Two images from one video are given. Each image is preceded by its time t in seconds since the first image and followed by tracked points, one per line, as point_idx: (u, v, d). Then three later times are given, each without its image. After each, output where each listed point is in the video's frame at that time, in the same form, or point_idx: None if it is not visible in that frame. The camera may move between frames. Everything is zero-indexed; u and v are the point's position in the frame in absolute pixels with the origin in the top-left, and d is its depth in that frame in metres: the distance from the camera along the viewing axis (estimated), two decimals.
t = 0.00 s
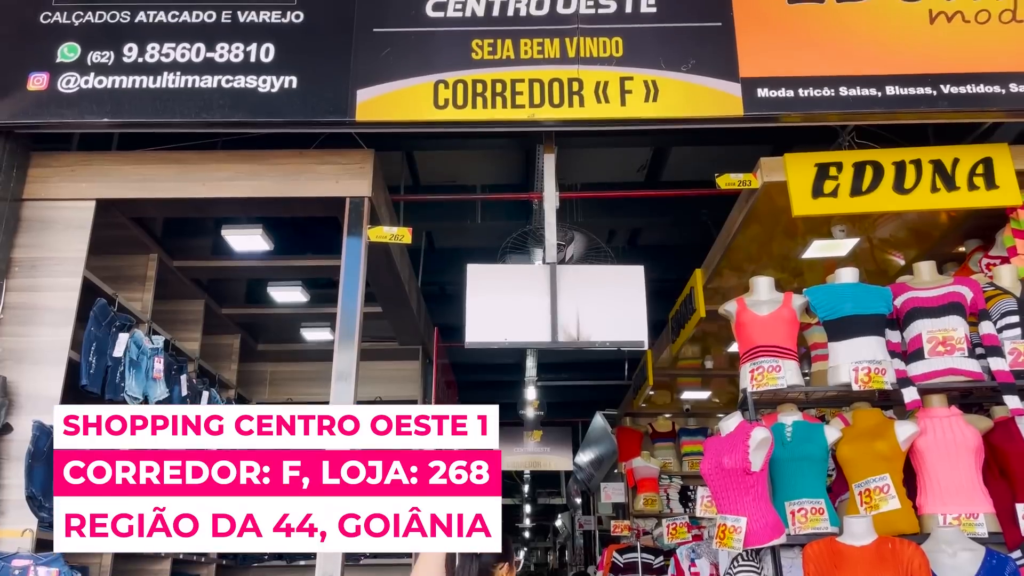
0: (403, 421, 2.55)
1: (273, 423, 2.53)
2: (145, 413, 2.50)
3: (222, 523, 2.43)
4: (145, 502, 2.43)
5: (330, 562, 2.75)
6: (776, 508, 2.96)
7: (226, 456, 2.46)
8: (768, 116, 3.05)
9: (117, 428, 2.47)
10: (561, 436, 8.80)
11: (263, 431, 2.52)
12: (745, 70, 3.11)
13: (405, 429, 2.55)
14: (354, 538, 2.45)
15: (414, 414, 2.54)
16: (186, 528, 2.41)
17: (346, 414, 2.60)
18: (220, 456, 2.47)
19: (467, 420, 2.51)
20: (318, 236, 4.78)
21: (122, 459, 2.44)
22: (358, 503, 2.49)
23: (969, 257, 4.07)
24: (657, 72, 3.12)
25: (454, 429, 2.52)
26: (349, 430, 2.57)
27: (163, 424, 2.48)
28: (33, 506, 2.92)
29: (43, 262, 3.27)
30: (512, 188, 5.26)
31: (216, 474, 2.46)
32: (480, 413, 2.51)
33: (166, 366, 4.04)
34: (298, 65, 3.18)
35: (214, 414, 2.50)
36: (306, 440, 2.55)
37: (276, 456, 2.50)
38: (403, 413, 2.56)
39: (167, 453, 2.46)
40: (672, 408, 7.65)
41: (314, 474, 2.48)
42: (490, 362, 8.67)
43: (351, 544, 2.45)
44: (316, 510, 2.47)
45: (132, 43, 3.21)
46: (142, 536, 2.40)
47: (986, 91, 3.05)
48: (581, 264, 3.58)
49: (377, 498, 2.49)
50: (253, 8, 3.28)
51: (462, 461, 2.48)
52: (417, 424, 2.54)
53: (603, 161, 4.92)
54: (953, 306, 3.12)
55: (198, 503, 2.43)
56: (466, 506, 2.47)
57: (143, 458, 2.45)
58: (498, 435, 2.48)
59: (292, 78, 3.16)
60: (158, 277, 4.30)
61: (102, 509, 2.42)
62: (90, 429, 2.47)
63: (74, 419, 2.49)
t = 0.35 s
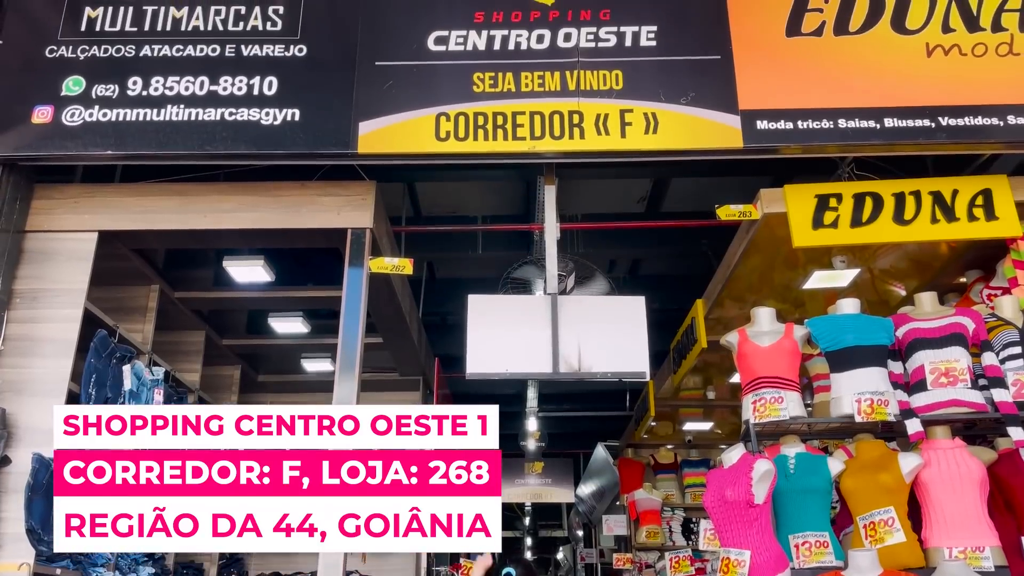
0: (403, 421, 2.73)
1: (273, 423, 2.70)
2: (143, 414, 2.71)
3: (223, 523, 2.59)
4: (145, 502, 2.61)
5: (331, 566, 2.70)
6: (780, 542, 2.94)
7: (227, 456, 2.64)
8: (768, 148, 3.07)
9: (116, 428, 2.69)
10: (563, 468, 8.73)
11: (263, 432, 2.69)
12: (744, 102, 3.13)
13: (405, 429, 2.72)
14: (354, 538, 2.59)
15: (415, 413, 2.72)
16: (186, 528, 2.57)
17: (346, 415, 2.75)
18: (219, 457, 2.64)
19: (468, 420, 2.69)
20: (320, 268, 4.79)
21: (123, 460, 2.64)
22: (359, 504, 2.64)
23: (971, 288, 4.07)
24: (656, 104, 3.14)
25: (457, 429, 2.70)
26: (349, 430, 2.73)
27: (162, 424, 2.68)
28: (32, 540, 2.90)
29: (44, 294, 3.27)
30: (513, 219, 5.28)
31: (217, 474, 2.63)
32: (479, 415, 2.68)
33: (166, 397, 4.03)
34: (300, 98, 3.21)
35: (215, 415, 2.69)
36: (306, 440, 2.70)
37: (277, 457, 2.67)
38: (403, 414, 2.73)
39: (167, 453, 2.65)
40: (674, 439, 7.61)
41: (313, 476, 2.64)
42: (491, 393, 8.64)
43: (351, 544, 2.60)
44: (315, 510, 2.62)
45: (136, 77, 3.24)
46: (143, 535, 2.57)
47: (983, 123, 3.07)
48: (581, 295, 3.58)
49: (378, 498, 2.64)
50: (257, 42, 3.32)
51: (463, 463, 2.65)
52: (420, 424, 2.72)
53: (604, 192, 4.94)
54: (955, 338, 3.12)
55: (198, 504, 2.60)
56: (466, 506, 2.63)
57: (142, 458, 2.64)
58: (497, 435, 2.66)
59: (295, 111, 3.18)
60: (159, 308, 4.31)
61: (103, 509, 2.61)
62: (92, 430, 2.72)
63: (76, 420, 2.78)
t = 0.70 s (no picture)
0: (403, 420, 2.73)
1: (273, 423, 2.71)
2: (144, 414, 2.72)
3: (223, 523, 2.59)
4: (145, 502, 2.61)
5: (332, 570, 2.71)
6: (780, 558, 2.93)
7: (227, 456, 2.65)
8: (766, 164, 3.09)
9: (116, 428, 2.70)
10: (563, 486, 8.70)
11: (263, 432, 2.70)
12: (742, 120, 3.15)
13: (405, 429, 2.72)
14: (354, 538, 2.58)
15: (413, 412, 2.73)
16: (186, 528, 2.57)
17: (346, 414, 2.75)
18: (220, 457, 2.65)
19: (468, 419, 2.70)
20: (321, 285, 4.80)
21: (123, 460, 2.65)
22: (361, 503, 2.63)
23: (970, 304, 4.07)
24: (655, 121, 3.16)
25: (457, 428, 2.71)
26: (349, 430, 2.73)
27: (161, 424, 2.69)
28: (31, 557, 2.89)
29: (45, 311, 3.28)
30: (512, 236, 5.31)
31: (217, 474, 2.63)
32: (480, 415, 2.70)
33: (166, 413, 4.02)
34: (302, 116, 3.23)
35: (214, 415, 2.69)
36: (306, 440, 2.70)
37: (277, 457, 2.67)
38: (404, 413, 2.73)
39: (167, 453, 2.65)
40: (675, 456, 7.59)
41: (313, 476, 2.64)
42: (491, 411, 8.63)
43: (351, 544, 2.58)
44: (315, 510, 2.61)
45: (139, 94, 3.27)
46: (142, 535, 2.57)
47: (980, 140, 3.09)
48: (581, 311, 3.59)
49: (378, 498, 2.63)
50: (259, 60, 3.35)
51: (463, 463, 2.65)
52: (420, 424, 2.72)
53: (603, 209, 4.97)
54: (954, 354, 3.12)
55: (198, 504, 2.60)
56: (466, 506, 2.62)
57: (143, 458, 2.65)
58: (497, 435, 2.67)
59: (296, 128, 3.21)
60: (159, 326, 4.31)
61: (103, 509, 2.62)
62: (92, 430, 2.73)
63: (76, 420, 2.78)
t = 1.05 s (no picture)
0: (403, 420, 2.75)
1: (273, 423, 2.74)
2: (143, 414, 2.75)
3: (223, 523, 2.61)
4: (145, 502, 2.63)
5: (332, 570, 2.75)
6: (777, 555, 2.95)
7: (227, 456, 2.68)
8: (764, 164, 3.11)
9: (116, 428, 2.71)
10: (562, 488, 8.72)
11: (263, 431, 2.73)
12: (739, 120, 3.18)
13: (405, 429, 2.74)
14: (354, 538, 2.61)
15: (413, 413, 2.75)
16: (186, 528, 2.59)
17: (346, 414, 2.79)
18: (219, 457, 2.67)
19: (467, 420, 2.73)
20: (323, 287, 4.83)
21: (123, 460, 2.67)
22: (361, 503, 2.66)
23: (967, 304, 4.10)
24: (653, 122, 3.19)
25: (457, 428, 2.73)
26: (350, 430, 2.76)
27: (161, 424, 2.71)
28: (28, 554, 2.92)
29: (48, 310, 3.31)
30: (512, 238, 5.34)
31: (217, 474, 2.66)
32: (480, 415, 2.72)
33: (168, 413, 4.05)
34: (303, 117, 3.26)
35: (214, 415, 2.71)
36: (306, 440, 2.73)
37: (277, 457, 2.70)
38: (404, 412, 2.75)
39: (167, 454, 2.67)
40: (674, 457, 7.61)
41: (313, 476, 2.67)
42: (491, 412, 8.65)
43: (351, 544, 2.61)
44: (315, 510, 2.64)
45: (142, 96, 3.30)
46: (143, 535, 2.59)
47: (975, 141, 3.11)
48: (580, 311, 3.62)
49: (378, 498, 2.66)
50: (260, 62, 3.38)
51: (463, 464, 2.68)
52: (420, 424, 2.74)
53: (602, 211, 5.00)
54: (950, 352, 3.15)
55: (198, 504, 2.62)
56: (466, 506, 2.64)
57: (143, 458, 2.67)
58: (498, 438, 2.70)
59: (297, 130, 3.23)
60: (161, 326, 4.34)
61: (103, 509, 2.64)
62: (91, 430, 2.75)
63: (75, 420, 2.80)
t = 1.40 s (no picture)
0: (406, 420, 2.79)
1: (272, 422, 2.78)
2: (136, 413, 2.77)
3: (223, 523, 2.66)
4: (146, 502, 2.67)
5: (331, 565, 2.77)
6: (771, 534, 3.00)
7: (225, 457, 2.73)
8: (760, 149, 3.14)
9: (109, 427, 2.75)
10: (561, 473, 8.79)
11: (262, 430, 2.77)
12: (735, 105, 3.21)
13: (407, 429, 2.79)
14: (354, 537, 2.66)
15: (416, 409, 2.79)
16: (186, 528, 2.63)
17: (348, 414, 2.80)
18: (220, 457, 2.72)
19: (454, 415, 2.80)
20: (322, 272, 4.87)
21: (122, 460, 2.71)
22: (360, 504, 2.71)
23: (961, 289, 4.13)
24: (650, 107, 3.22)
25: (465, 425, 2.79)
26: (352, 429, 2.78)
27: (156, 424, 2.75)
28: (34, 532, 2.94)
29: (51, 293, 3.34)
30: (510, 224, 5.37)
31: (216, 474, 2.70)
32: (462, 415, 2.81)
33: (170, 396, 4.09)
34: (302, 102, 3.29)
35: (211, 415, 2.77)
36: (306, 439, 2.77)
37: (276, 457, 2.74)
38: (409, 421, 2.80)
39: (166, 454, 2.71)
40: (672, 443, 7.66)
41: (312, 477, 2.71)
42: (490, 399, 8.71)
43: (351, 544, 2.66)
44: (315, 510, 2.69)
45: (143, 81, 3.32)
46: (143, 535, 2.63)
47: (969, 125, 3.15)
48: (578, 295, 3.65)
49: (378, 498, 2.71)
50: (260, 47, 3.40)
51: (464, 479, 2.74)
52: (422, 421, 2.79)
53: (600, 197, 5.03)
54: (943, 334, 3.18)
55: (197, 504, 2.67)
56: (466, 507, 2.71)
57: (142, 458, 2.71)
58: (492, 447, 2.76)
59: (297, 114, 3.26)
60: (162, 311, 4.39)
61: (103, 509, 2.67)
62: (85, 430, 2.78)
63: (68, 421, 2.84)
